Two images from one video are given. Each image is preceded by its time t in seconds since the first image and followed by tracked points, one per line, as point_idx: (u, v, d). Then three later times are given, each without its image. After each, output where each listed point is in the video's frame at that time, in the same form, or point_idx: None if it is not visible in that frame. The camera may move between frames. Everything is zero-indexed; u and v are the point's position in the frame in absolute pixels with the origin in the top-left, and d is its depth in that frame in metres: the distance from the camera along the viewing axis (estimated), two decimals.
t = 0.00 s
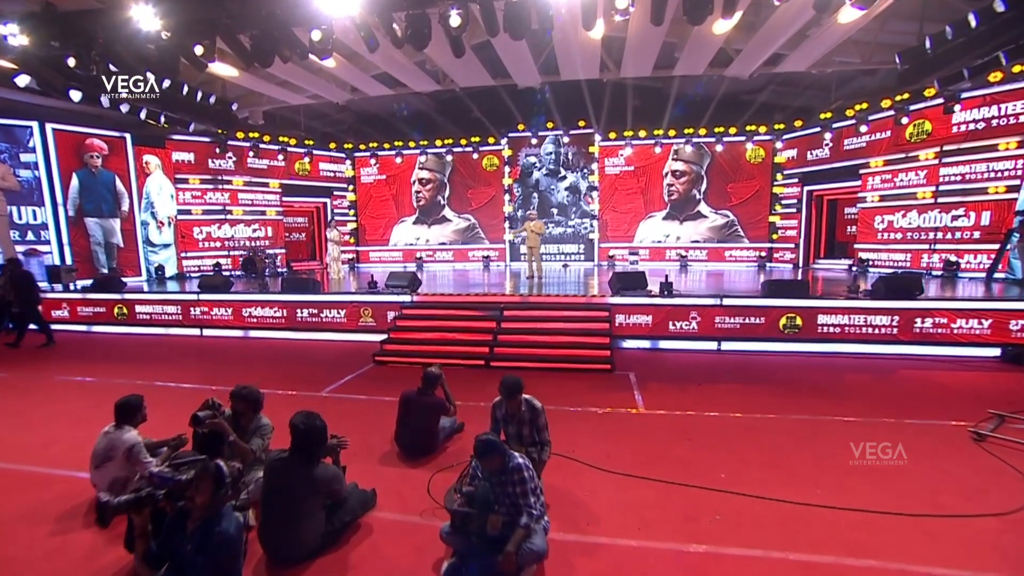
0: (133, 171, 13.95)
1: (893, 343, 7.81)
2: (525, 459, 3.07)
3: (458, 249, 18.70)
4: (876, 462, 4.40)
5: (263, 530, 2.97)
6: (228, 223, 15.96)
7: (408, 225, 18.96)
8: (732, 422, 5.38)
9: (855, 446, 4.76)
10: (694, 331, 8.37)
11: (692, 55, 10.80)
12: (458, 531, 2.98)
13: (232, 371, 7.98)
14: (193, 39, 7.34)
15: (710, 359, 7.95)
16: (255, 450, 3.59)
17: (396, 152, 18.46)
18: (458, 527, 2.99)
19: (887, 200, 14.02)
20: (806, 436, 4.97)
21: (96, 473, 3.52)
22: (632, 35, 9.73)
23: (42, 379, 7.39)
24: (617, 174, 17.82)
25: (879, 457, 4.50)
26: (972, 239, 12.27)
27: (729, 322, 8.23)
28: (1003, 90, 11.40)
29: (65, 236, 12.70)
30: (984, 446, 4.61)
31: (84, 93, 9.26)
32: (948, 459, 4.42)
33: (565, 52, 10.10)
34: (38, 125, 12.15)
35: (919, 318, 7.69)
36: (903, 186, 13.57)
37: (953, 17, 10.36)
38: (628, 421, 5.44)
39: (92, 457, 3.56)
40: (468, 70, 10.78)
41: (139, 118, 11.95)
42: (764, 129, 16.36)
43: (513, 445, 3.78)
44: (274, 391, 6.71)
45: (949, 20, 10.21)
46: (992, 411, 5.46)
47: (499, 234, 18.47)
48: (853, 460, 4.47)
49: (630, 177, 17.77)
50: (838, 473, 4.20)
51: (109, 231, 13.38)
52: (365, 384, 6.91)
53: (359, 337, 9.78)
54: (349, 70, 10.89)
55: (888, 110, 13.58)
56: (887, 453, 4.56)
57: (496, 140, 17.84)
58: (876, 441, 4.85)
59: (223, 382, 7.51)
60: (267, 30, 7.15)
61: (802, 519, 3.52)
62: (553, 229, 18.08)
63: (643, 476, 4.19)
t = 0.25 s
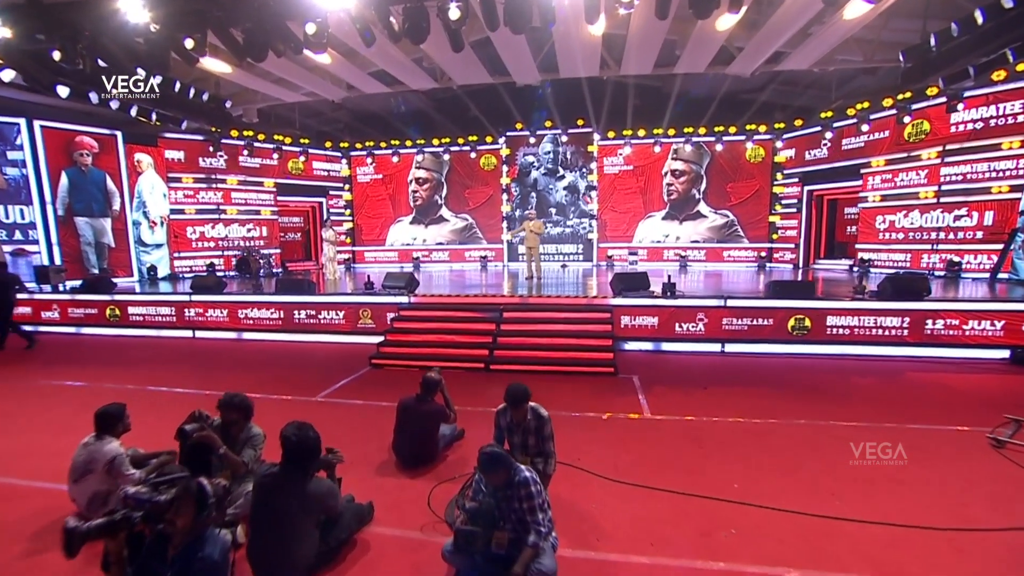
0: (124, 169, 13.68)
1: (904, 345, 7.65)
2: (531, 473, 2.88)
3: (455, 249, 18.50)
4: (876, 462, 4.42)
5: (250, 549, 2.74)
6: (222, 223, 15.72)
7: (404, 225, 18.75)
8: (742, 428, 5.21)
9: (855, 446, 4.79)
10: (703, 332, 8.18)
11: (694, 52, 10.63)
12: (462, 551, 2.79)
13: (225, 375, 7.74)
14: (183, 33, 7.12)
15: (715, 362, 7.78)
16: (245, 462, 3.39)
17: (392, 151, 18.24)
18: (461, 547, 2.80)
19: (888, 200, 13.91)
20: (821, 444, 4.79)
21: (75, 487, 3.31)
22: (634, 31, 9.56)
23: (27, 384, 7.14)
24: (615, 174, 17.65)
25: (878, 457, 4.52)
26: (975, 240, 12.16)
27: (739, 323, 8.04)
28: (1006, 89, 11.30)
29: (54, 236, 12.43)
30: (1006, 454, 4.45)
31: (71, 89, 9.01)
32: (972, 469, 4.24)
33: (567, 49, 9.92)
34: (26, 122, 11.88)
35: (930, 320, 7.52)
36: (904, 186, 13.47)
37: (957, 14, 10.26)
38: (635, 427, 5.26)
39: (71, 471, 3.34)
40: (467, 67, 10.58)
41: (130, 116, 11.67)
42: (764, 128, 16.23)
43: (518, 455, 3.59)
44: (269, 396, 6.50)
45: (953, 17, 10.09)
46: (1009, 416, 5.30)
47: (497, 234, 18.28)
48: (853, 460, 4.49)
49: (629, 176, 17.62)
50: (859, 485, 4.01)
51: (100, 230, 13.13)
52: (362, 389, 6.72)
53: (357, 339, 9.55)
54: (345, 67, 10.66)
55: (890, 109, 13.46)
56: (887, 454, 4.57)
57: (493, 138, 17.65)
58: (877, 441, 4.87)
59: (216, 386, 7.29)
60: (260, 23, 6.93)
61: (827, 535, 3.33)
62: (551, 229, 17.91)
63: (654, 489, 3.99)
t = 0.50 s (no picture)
0: (112, 167, 13.35)
1: (914, 347, 7.49)
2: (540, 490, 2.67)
3: (451, 249, 18.26)
4: (876, 461, 4.43)
5: None
6: (213, 222, 15.42)
7: (400, 224, 18.49)
8: (753, 435, 5.02)
9: (855, 446, 4.79)
10: (710, 334, 8.00)
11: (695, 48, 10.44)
12: None
13: (216, 379, 7.48)
14: (169, 24, 6.86)
15: (720, 364, 7.61)
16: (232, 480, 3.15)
17: (387, 149, 17.97)
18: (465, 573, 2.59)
19: (888, 200, 13.80)
20: (838, 453, 4.61)
21: (45, 504, 3.07)
22: (635, 27, 9.37)
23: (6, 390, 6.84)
24: (613, 173, 17.49)
25: (879, 457, 4.53)
26: (976, 240, 12.06)
27: (747, 325, 7.86)
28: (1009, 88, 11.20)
29: (38, 235, 12.09)
30: None
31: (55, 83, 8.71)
32: (997, 480, 4.08)
33: (567, 45, 9.71)
34: (10, 118, 11.54)
35: (941, 321, 7.36)
36: (904, 185, 13.38)
37: (959, 12, 10.16)
38: (642, 435, 5.07)
39: (41, 486, 3.10)
40: (465, 63, 10.35)
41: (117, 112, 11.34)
42: (763, 127, 16.10)
43: (522, 467, 3.40)
44: (261, 402, 6.26)
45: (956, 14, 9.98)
46: None
47: (494, 233, 18.05)
48: (854, 460, 4.49)
49: (626, 175, 17.44)
50: (883, 497, 3.83)
51: (86, 229, 12.80)
52: (357, 394, 6.49)
53: (354, 341, 9.29)
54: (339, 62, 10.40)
55: (891, 108, 13.35)
56: (888, 454, 4.58)
57: (490, 137, 17.43)
58: (877, 441, 4.89)
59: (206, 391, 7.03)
60: (250, 14, 6.68)
61: (857, 553, 3.14)
62: (548, 229, 17.71)
63: (670, 502, 3.78)
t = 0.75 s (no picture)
0: (100, 165, 13.05)
1: (923, 348, 7.36)
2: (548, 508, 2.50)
3: (446, 249, 18.06)
4: (876, 462, 4.47)
5: None
6: (205, 221, 15.17)
7: (395, 223, 18.26)
8: (763, 441, 4.88)
9: (856, 446, 4.83)
10: (715, 336, 7.85)
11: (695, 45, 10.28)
12: None
13: (208, 383, 7.26)
14: (155, 15, 6.60)
15: (724, 367, 7.47)
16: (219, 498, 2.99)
17: (382, 148, 17.74)
18: None
19: (887, 199, 13.72)
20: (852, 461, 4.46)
21: (15, 522, 2.86)
22: (635, 22, 9.20)
23: None
24: (610, 172, 17.27)
25: (880, 457, 4.57)
26: (976, 240, 11.99)
27: (752, 326, 7.72)
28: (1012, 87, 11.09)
29: (24, 235, 11.79)
30: None
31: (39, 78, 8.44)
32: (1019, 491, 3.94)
33: (566, 41, 9.54)
34: None
35: (950, 322, 7.23)
36: (902, 185, 13.32)
37: (961, 10, 10.08)
38: (648, 441, 4.91)
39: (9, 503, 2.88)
40: (463, 59, 10.13)
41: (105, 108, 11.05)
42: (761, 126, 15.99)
43: (525, 479, 3.28)
44: (254, 408, 6.06)
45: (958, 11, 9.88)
46: None
47: (490, 233, 17.87)
48: (854, 460, 4.52)
49: (624, 175, 17.30)
50: (904, 510, 3.67)
51: (74, 229, 12.53)
52: (353, 398, 6.29)
53: (351, 343, 9.08)
54: (333, 58, 10.16)
55: (891, 107, 13.26)
56: (888, 454, 4.62)
57: (486, 136, 17.24)
58: (877, 441, 4.93)
59: (197, 395, 6.81)
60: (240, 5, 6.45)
61: (884, 572, 2.97)
62: (545, 228, 17.55)
63: (683, 516, 3.61)
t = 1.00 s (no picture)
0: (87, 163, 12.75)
1: (932, 349, 7.23)
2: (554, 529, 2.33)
3: (440, 249, 17.85)
4: (877, 462, 4.45)
5: None
6: (196, 221, 14.90)
7: (389, 223, 18.03)
8: (772, 447, 4.73)
9: (856, 446, 4.82)
10: (721, 337, 7.70)
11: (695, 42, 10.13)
12: None
13: (198, 387, 7.03)
14: (139, 5, 6.37)
15: (727, 369, 7.31)
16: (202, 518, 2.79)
17: (376, 146, 17.50)
18: None
19: (886, 199, 13.63)
20: (867, 470, 4.30)
21: None
22: (633, 18, 9.04)
23: None
24: (607, 171, 17.15)
25: (879, 457, 4.56)
26: (976, 239, 11.91)
27: (757, 327, 7.57)
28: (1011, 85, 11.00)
29: (7, 234, 11.49)
30: None
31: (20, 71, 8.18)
32: None
33: (564, 36, 9.36)
34: None
35: (960, 323, 7.10)
36: (901, 185, 13.25)
37: (961, 8, 10.00)
38: (653, 447, 4.76)
39: None
40: (459, 55, 9.95)
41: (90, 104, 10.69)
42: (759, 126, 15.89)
43: (529, 492, 3.09)
44: (245, 413, 5.85)
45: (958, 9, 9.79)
46: None
47: (486, 233, 17.68)
48: (854, 460, 4.51)
49: (621, 174, 17.17)
50: (928, 524, 3.49)
51: (60, 228, 12.22)
52: (346, 403, 6.10)
53: (347, 345, 8.86)
54: (326, 54, 9.95)
55: (890, 105, 13.18)
56: (888, 454, 4.61)
57: (482, 134, 17.04)
58: (877, 441, 4.91)
59: (187, 399, 6.60)
60: None
61: None
62: (541, 228, 17.37)
63: (697, 531, 3.42)
